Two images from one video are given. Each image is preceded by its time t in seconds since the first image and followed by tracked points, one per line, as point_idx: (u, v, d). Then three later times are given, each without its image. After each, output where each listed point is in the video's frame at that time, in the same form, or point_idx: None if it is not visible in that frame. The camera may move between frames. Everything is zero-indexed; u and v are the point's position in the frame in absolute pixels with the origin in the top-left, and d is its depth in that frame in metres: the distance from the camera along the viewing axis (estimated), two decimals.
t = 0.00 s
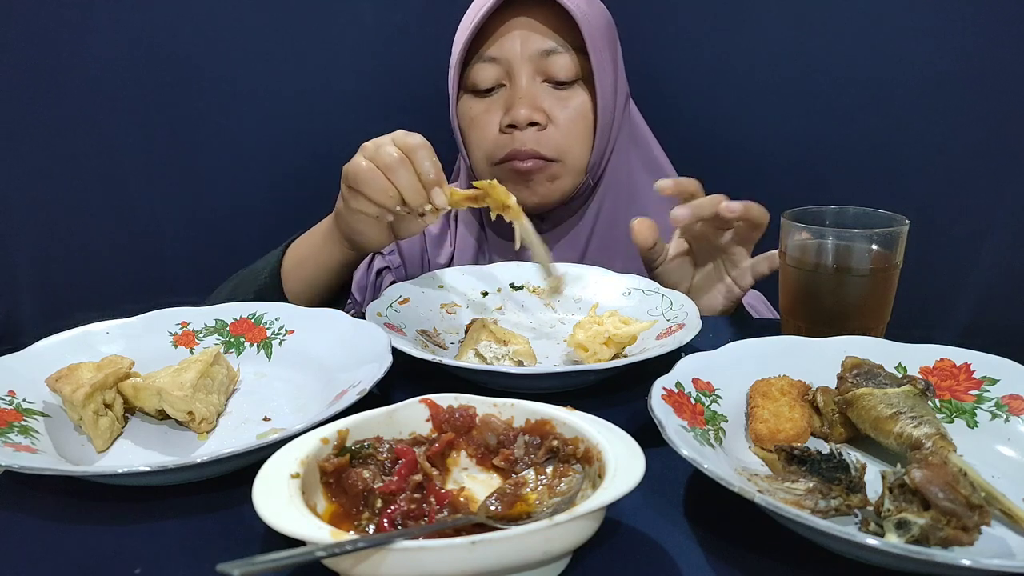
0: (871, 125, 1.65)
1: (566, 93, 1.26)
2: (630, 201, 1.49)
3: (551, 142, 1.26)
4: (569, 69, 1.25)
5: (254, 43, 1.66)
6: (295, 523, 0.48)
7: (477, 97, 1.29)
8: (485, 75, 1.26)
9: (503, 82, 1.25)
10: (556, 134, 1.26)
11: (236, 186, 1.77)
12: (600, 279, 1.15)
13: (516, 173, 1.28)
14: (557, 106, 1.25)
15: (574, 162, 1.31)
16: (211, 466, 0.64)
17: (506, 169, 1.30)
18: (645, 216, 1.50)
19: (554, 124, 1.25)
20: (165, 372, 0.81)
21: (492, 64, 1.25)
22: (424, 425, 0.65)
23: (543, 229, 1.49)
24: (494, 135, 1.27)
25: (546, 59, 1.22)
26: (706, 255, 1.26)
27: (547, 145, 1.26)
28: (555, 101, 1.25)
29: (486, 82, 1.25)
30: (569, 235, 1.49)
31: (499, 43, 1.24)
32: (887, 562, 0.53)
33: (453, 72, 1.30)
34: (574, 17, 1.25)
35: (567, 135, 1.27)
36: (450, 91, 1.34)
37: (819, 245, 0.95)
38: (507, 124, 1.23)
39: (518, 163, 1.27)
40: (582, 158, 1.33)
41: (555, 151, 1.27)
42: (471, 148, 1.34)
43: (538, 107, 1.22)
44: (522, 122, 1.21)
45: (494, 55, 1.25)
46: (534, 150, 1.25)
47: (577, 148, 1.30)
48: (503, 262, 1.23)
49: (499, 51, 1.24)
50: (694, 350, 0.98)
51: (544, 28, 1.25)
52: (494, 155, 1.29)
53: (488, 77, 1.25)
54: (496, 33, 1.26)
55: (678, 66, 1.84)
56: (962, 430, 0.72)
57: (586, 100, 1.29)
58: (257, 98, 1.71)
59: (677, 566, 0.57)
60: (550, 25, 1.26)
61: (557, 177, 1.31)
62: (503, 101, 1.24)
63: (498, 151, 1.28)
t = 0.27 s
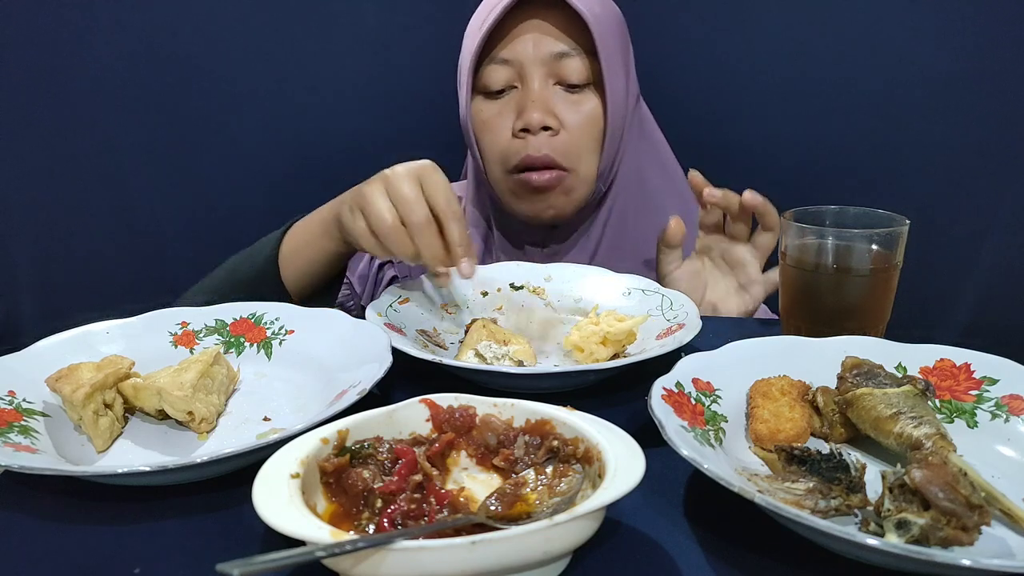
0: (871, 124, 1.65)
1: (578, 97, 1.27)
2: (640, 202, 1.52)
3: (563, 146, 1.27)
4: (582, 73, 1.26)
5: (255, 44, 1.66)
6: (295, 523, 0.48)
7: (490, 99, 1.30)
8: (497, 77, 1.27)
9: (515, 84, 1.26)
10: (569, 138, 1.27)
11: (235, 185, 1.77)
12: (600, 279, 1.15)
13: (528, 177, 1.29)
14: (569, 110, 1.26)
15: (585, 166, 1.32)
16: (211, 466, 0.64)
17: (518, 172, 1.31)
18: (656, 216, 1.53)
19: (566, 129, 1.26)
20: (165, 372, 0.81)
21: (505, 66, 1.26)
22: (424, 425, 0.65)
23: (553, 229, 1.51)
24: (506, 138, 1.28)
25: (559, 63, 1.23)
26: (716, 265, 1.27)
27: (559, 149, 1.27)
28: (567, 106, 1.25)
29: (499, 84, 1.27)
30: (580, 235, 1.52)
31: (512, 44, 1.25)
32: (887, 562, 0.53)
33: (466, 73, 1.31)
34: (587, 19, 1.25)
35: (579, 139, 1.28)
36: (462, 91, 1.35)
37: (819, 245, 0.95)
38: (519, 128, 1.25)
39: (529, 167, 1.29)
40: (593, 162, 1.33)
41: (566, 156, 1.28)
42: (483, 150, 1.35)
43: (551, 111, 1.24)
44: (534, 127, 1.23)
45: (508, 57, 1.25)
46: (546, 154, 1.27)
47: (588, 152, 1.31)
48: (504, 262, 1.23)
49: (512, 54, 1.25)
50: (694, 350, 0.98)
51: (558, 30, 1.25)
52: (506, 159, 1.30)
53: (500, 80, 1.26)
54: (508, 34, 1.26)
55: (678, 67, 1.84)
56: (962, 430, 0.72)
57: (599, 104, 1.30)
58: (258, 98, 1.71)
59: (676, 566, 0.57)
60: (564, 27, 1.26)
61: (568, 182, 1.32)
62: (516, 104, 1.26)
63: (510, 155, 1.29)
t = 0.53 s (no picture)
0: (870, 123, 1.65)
1: (603, 101, 1.28)
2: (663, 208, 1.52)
3: (584, 149, 1.30)
4: (608, 77, 1.26)
5: (255, 43, 1.66)
6: (295, 523, 0.48)
7: (515, 98, 1.32)
8: (523, 78, 1.28)
9: (540, 86, 1.27)
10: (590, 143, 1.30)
11: (234, 185, 1.77)
12: (601, 279, 1.15)
13: (549, 178, 1.34)
14: (593, 114, 1.28)
15: (607, 169, 1.35)
16: (211, 466, 0.64)
17: (539, 172, 1.35)
18: (678, 223, 1.54)
19: (589, 133, 1.29)
20: (165, 371, 0.81)
21: (532, 68, 1.27)
22: (425, 424, 0.65)
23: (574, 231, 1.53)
24: (530, 139, 1.32)
25: (586, 67, 1.24)
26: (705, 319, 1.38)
27: (580, 153, 1.30)
28: (592, 110, 1.27)
29: (524, 85, 1.28)
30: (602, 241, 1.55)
31: (538, 46, 1.25)
32: (887, 562, 0.53)
33: (491, 71, 1.31)
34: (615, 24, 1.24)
35: (601, 143, 1.31)
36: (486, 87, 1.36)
37: (819, 245, 0.95)
38: (543, 131, 1.28)
39: (549, 168, 1.33)
40: (615, 165, 1.36)
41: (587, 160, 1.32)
42: (505, 148, 1.38)
43: (574, 115, 1.26)
44: (556, 130, 1.26)
45: (534, 59, 1.26)
46: (566, 156, 1.31)
47: (610, 156, 1.34)
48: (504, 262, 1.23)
49: (540, 56, 1.25)
50: (694, 350, 0.98)
51: (585, 33, 1.25)
52: (528, 159, 1.34)
53: (525, 81, 1.27)
54: (534, 35, 1.26)
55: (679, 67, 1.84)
56: (962, 430, 0.72)
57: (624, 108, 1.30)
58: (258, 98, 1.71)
59: (676, 566, 0.57)
60: (591, 29, 1.25)
61: (587, 183, 1.36)
62: (541, 106, 1.28)
63: (532, 156, 1.33)
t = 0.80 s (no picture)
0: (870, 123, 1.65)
1: (636, 108, 1.24)
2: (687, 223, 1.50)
3: (616, 157, 1.25)
4: (643, 84, 1.23)
5: (255, 43, 1.66)
6: (295, 523, 0.48)
7: (545, 101, 1.28)
8: (555, 81, 1.24)
9: (572, 90, 1.24)
10: (621, 152, 1.25)
11: (234, 185, 1.76)
12: (601, 279, 1.15)
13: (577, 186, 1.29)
14: (626, 121, 1.23)
15: (637, 179, 1.30)
16: (211, 466, 0.64)
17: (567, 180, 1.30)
18: (701, 238, 1.52)
19: (621, 140, 1.24)
20: (165, 372, 0.81)
21: (564, 70, 1.23)
22: (425, 424, 0.65)
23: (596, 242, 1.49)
24: (558, 145, 1.27)
25: (621, 73, 1.20)
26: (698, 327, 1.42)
27: (612, 161, 1.25)
28: (624, 117, 1.23)
29: (555, 88, 1.24)
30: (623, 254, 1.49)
31: (572, 48, 1.22)
32: (887, 562, 0.53)
33: (521, 73, 1.28)
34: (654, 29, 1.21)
35: (634, 152, 1.26)
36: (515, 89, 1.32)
37: (819, 245, 0.95)
38: (573, 136, 1.23)
39: (578, 175, 1.28)
40: (645, 175, 1.31)
41: (618, 169, 1.26)
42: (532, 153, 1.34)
43: (607, 122, 1.21)
44: (587, 136, 1.21)
45: (567, 62, 1.23)
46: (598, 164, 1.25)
47: (642, 165, 1.29)
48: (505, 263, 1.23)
49: (573, 58, 1.22)
50: (694, 350, 0.98)
51: (621, 37, 1.22)
52: (555, 166, 1.29)
53: (557, 83, 1.24)
54: (569, 38, 1.23)
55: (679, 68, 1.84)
56: (962, 430, 0.72)
57: (656, 118, 1.27)
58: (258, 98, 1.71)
59: (676, 566, 0.57)
60: (627, 34, 1.22)
61: (617, 194, 1.31)
62: (572, 111, 1.24)
63: (560, 163, 1.28)
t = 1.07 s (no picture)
0: (870, 123, 1.65)
1: (643, 115, 1.23)
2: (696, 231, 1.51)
3: (623, 165, 1.24)
4: (650, 91, 1.22)
5: (254, 43, 1.66)
6: (295, 523, 0.48)
7: (552, 107, 1.27)
8: (562, 87, 1.23)
9: (580, 96, 1.23)
10: (628, 159, 1.24)
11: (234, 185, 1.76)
12: (602, 280, 1.15)
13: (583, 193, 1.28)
14: (633, 128, 1.23)
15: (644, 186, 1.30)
16: (211, 466, 0.64)
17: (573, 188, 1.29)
18: (710, 246, 1.53)
19: (628, 147, 1.23)
20: (165, 372, 0.81)
21: (571, 76, 1.22)
22: (425, 425, 0.65)
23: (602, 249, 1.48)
24: (565, 151, 1.26)
25: (629, 79, 1.20)
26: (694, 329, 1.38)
27: (618, 168, 1.24)
28: (632, 125, 1.22)
29: (562, 94, 1.24)
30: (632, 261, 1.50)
31: (580, 54, 1.21)
32: (887, 562, 0.53)
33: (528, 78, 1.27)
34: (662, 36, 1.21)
35: (641, 159, 1.25)
36: (521, 95, 1.32)
37: (818, 245, 0.95)
38: (579, 144, 1.23)
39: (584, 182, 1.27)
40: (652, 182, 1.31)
41: (625, 176, 1.26)
42: (538, 159, 1.33)
43: (614, 129, 1.21)
44: (594, 144, 1.20)
45: (574, 68, 1.22)
46: (604, 172, 1.24)
47: (649, 172, 1.29)
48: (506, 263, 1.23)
49: (581, 64, 1.21)
50: (694, 350, 0.98)
51: (629, 43, 1.21)
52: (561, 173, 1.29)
53: (564, 89, 1.23)
54: (575, 44, 1.22)
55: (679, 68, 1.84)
56: (962, 430, 0.72)
57: (663, 125, 1.26)
58: (258, 98, 1.71)
59: (676, 566, 0.57)
60: (635, 39, 1.22)
61: (623, 201, 1.30)
62: (579, 117, 1.23)
63: (566, 170, 1.28)
